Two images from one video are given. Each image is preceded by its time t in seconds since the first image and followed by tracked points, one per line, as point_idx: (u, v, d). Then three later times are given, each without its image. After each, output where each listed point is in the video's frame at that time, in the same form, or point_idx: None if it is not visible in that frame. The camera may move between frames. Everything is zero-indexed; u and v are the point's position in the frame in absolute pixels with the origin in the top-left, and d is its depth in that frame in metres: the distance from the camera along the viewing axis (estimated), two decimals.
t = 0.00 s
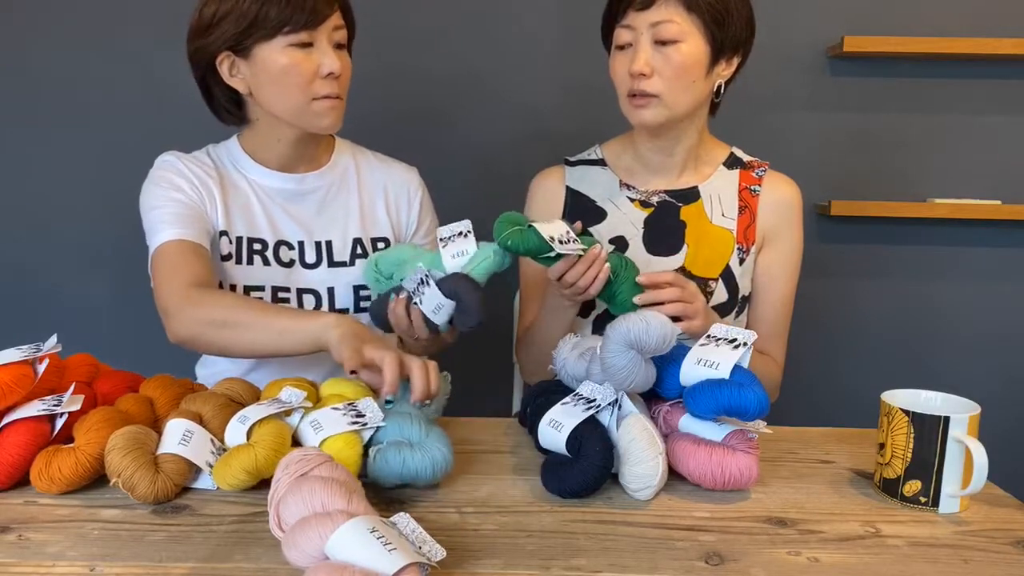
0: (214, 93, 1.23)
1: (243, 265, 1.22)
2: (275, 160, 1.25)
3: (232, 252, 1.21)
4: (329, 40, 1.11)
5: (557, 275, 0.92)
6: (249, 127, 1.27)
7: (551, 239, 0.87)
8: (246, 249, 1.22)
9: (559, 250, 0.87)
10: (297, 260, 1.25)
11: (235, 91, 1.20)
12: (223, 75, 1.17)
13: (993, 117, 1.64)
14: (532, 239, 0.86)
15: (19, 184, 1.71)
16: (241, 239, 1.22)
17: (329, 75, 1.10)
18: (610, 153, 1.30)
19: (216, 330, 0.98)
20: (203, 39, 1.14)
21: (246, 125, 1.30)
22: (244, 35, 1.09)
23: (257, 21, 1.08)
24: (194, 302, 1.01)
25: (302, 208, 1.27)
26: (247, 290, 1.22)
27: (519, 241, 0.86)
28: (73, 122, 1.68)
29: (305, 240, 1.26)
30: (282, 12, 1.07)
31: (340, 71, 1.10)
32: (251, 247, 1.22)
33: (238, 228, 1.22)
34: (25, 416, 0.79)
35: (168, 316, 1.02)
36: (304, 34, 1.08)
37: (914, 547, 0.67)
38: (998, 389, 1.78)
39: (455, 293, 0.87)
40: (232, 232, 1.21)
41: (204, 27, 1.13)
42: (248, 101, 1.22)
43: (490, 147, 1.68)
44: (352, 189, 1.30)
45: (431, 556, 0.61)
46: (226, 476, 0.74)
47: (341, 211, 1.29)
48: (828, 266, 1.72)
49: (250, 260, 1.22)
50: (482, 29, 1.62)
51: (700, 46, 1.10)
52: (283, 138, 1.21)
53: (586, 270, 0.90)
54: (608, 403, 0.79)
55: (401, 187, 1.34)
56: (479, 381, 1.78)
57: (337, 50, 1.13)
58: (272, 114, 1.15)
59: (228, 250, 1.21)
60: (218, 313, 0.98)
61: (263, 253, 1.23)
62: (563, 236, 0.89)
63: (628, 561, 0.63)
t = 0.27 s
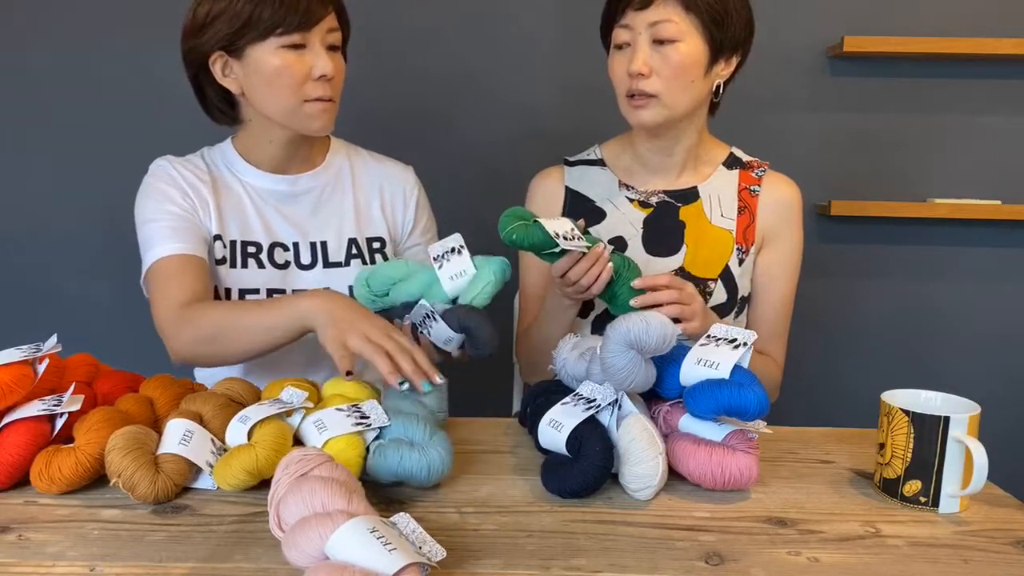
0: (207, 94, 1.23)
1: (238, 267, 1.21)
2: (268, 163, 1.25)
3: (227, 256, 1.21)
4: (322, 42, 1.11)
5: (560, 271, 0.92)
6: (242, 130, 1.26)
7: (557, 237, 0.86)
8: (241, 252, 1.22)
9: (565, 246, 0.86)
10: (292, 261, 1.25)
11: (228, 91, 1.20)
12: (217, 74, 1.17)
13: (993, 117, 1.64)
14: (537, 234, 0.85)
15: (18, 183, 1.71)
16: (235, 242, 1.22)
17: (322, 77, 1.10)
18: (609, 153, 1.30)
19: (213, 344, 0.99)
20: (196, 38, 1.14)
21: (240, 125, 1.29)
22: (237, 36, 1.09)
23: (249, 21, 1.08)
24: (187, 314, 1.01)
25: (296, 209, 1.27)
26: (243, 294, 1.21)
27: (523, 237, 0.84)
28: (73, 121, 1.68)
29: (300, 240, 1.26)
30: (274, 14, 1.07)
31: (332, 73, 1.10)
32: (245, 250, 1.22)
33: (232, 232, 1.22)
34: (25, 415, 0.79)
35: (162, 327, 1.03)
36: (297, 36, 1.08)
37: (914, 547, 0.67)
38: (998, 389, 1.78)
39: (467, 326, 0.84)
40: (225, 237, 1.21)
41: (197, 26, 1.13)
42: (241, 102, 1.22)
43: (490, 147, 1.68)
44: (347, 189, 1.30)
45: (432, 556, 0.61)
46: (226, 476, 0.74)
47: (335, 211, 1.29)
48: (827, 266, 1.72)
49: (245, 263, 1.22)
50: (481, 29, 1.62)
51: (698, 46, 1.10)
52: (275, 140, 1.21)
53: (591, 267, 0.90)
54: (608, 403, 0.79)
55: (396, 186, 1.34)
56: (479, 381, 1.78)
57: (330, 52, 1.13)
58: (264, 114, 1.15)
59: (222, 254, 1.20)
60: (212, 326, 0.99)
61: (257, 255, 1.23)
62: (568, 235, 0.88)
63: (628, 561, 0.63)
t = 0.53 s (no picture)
0: (200, 93, 1.23)
1: (231, 278, 1.23)
2: (261, 166, 1.25)
3: (219, 268, 1.22)
4: (314, 44, 1.10)
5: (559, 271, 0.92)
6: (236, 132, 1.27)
7: (558, 235, 0.87)
8: (234, 262, 1.23)
9: (566, 245, 0.86)
10: (286, 267, 1.25)
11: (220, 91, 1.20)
12: (209, 75, 1.17)
13: (993, 117, 1.64)
14: (539, 232, 0.85)
15: (19, 183, 1.71)
16: (227, 253, 1.23)
17: (312, 80, 1.10)
18: (609, 153, 1.30)
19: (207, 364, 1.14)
20: (189, 39, 1.14)
21: (232, 127, 1.29)
22: (229, 36, 1.09)
23: (241, 23, 1.08)
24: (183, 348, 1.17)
25: (290, 214, 1.27)
26: (237, 304, 1.23)
27: (525, 235, 0.85)
28: (73, 121, 1.68)
29: (293, 246, 1.26)
30: (265, 16, 1.06)
31: (323, 77, 1.10)
32: (237, 260, 1.23)
33: (223, 243, 1.23)
34: (25, 415, 0.79)
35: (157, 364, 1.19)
36: (288, 39, 1.08)
37: (914, 547, 0.67)
38: (998, 389, 1.78)
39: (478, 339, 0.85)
40: (217, 249, 1.22)
41: (189, 27, 1.13)
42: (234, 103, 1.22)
43: (490, 147, 1.68)
44: (342, 191, 1.30)
45: (431, 556, 0.61)
46: (226, 476, 0.74)
47: (329, 214, 1.29)
48: (827, 266, 1.72)
49: (237, 273, 1.23)
50: (482, 29, 1.62)
51: (697, 46, 1.10)
52: (267, 141, 1.22)
53: (590, 269, 0.90)
54: (608, 403, 0.79)
55: (391, 187, 1.33)
56: (479, 381, 1.78)
57: (322, 54, 1.12)
58: (257, 116, 1.15)
59: (213, 267, 1.22)
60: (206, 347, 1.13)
61: (250, 264, 1.23)
62: (570, 235, 0.89)
63: (628, 561, 0.63)
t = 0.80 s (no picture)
0: (191, 95, 1.23)
1: (222, 280, 1.23)
2: (253, 168, 1.25)
3: (210, 270, 1.23)
4: (305, 48, 1.10)
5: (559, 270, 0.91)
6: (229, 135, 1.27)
7: (560, 233, 0.86)
8: (225, 264, 1.23)
9: (568, 243, 0.86)
10: (278, 269, 1.25)
11: (212, 92, 1.20)
12: (201, 76, 1.17)
13: (993, 117, 1.64)
14: (541, 229, 0.85)
15: (19, 183, 1.71)
16: (218, 255, 1.23)
17: (302, 83, 1.10)
18: (608, 153, 1.30)
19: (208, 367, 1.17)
20: (180, 39, 1.14)
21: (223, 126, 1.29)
22: (219, 38, 1.09)
23: (232, 24, 1.08)
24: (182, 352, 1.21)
25: (282, 215, 1.27)
26: (228, 306, 1.23)
27: (529, 231, 0.84)
28: (73, 121, 1.68)
29: (285, 248, 1.26)
30: (254, 18, 1.06)
31: (314, 80, 1.10)
32: (229, 262, 1.23)
33: (213, 246, 1.24)
34: (25, 415, 0.79)
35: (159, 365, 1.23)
36: (279, 41, 1.08)
37: (914, 547, 0.67)
38: (998, 389, 1.78)
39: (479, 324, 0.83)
40: (207, 252, 1.23)
41: (180, 27, 1.13)
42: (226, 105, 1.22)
43: (490, 147, 1.68)
44: (335, 192, 1.30)
45: (431, 556, 0.61)
46: (227, 475, 0.74)
47: (321, 216, 1.28)
48: (827, 266, 1.72)
49: (228, 275, 1.23)
50: (482, 29, 1.62)
51: (697, 46, 1.09)
52: (259, 143, 1.22)
53: (591, 267, 0.90)
54: (608, 403, 0.79)
55: (385, 189, 1.32)
56: (479, 381, 1.78)
57: (314, 56, 1.12)
58: (247, 117, 1.15)
59: (204, 270, 1.23)
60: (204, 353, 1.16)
61: (242, 266, 1.23)
62: (571, 232, 0.88)
63: (627, 561, 0.63)
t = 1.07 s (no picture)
0: (189, 94, 1.23)
1: (223, 281, 1.23)
2: (253, 168, 1.25)
3: (211, 271, 1.23)
4: (303, 46, 1.10)
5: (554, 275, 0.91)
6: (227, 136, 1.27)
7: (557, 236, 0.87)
8: (226, 264, 1.23)
9: (567, 247, 0.87)
10: (279, 268, 1.25)
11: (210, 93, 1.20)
12: (199, 77, 1.17)
13: (993, 117, 1.64)
14: (540, 232, 0.86)
15: (19, 183, 1.71)
16: (219, 256, 1.23)
17: (301, 81, 1.10)
18: (610, 153, 1.30)
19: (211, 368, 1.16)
20: (177, 40, 1.14)
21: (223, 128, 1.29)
22: (218, 37, 1.09)
23: (229, 23, 1.08)
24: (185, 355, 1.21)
25: (282, 215, 1.27)
26: (229, 306, 1.24)
27: (527, 233, 0.85)
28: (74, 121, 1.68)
29: (286, 247, 1.26)
30: (253, 18, 1.06)
31: (313, 78, 1.10)
32: (230, 262, 1.23)
33: (214, 246, 1.24)
34: (24, 415, 0.79)
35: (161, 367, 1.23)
36: (277, 40, 1.08)
37: (914, 547, 0.67)
38: (998, 388, 1.78)
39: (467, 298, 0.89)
40: (208, 252, 1.23)
41: (178, 28, 1.13)
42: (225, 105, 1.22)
43: (490, 147, 1.68)
44: (334, 191, 1.30)
45: (431, 556, 0.61)
46: (227, 475, 0.74)
47: (320, 215, 1.28)
48: (827, 265, 1.72)
49: (229, 275, 1.23)
50: (482, 29, 1.62)
51: (700, 43, 1.10)
52: (258, 143, 1.22)
53: (587, 273, 0.90)
54: (608, 403, 0.79)
55: (384, 189, 1.32)
56: (478, 382, 1.78)
57: (312, 55, 1.13)
58: (246, 117, 1.15)
59: (205, 271, 1.23)
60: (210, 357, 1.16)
61: (242, 266, 1.24)
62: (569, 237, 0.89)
63: (627, 561, 0.63)
